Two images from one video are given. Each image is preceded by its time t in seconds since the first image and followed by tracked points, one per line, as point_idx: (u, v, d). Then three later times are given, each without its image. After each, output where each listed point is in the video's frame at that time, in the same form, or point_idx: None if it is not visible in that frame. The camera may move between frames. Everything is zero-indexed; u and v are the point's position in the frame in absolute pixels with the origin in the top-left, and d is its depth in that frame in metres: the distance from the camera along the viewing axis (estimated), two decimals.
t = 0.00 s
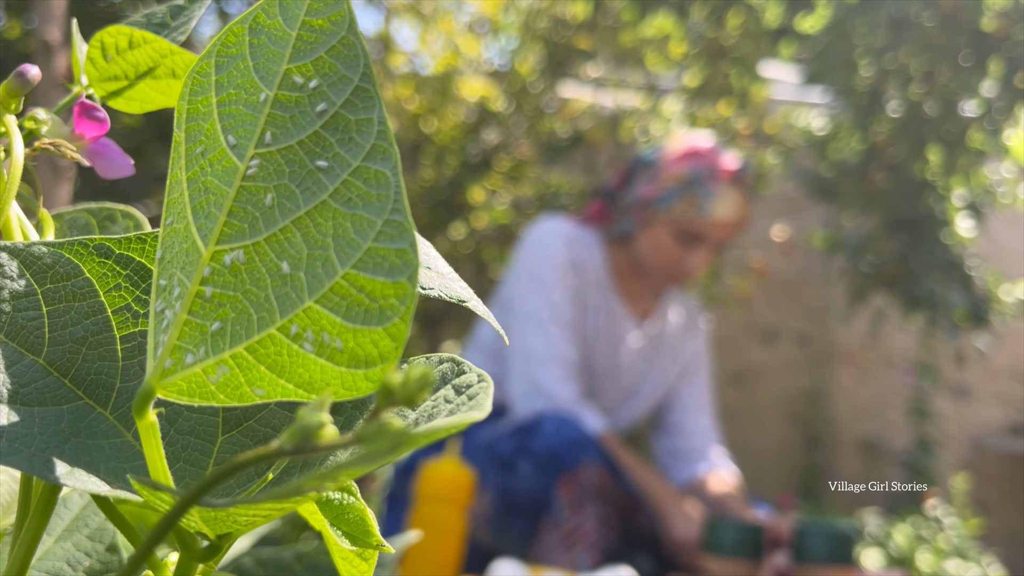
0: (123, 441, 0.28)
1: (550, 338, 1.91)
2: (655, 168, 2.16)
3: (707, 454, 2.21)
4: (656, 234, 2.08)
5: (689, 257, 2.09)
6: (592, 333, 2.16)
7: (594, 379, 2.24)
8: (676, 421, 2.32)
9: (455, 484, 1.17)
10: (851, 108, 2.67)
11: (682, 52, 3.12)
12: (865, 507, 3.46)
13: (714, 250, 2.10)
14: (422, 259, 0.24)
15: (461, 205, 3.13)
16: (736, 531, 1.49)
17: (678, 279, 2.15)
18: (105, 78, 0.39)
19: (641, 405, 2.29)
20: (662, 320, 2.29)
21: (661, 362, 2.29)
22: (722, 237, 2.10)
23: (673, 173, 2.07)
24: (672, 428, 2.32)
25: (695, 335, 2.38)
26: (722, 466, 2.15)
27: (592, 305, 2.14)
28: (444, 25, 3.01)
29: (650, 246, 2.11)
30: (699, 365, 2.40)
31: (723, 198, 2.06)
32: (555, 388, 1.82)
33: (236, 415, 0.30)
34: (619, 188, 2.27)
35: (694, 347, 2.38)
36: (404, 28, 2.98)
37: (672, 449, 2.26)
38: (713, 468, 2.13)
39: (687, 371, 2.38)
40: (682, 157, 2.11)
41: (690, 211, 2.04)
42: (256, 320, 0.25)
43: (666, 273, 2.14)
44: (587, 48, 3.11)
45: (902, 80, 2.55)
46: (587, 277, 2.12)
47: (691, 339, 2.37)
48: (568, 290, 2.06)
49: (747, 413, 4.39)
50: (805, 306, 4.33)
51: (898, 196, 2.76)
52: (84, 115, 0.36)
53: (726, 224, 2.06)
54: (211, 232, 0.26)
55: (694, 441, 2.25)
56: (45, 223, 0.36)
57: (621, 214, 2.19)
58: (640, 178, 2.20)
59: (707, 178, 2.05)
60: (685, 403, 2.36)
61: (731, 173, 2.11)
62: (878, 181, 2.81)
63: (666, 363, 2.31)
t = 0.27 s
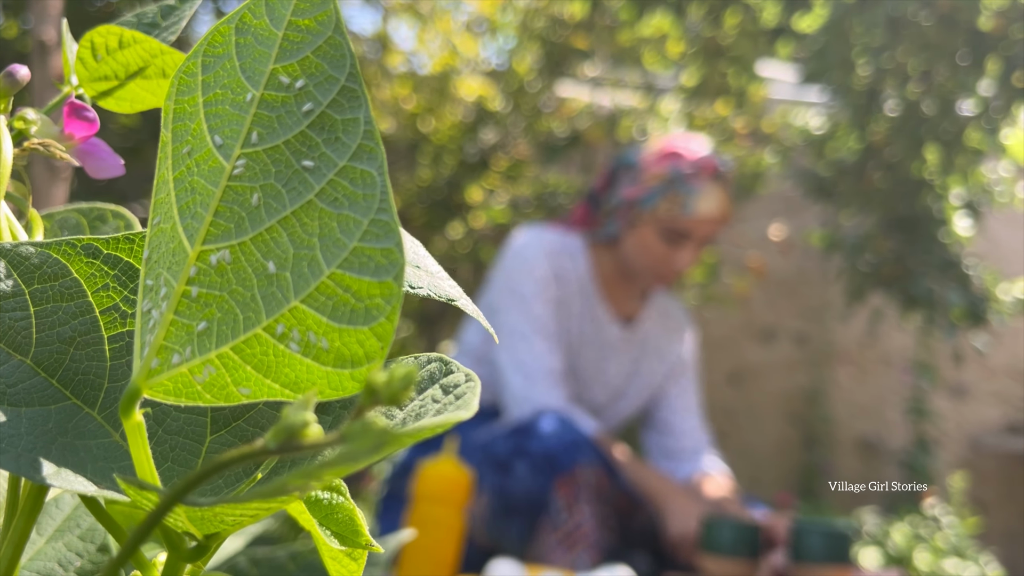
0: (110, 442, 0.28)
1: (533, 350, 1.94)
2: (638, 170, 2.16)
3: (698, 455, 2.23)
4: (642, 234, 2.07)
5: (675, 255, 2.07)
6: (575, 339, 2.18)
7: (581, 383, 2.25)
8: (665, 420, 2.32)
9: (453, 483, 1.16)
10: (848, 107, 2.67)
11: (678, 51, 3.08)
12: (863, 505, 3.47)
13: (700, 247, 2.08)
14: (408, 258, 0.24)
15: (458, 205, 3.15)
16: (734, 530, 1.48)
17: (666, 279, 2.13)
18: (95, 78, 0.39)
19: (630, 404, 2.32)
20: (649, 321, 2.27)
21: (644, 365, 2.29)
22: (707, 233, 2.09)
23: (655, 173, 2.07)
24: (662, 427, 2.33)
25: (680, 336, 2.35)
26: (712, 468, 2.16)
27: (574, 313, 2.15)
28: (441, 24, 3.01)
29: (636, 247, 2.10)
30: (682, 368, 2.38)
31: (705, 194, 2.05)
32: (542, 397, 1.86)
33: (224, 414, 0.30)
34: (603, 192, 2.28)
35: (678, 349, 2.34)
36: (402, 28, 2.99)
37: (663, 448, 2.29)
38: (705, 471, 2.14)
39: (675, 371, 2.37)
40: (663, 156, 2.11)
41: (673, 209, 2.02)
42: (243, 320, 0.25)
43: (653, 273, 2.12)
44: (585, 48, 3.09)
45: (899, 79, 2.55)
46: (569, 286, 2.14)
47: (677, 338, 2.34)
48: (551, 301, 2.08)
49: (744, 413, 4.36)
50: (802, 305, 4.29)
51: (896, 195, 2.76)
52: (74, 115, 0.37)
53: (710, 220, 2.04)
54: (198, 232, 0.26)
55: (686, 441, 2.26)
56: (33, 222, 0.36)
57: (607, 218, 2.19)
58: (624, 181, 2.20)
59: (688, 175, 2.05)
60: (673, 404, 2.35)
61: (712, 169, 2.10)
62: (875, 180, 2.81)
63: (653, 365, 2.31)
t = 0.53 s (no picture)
0: (102, 439, 0.28)
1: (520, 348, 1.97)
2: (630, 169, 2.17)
3: (694, 454, 2.22)
4: (634, 233, 2.08)
5: (666, 255, 2.09)
6: (565, 337, 2.17)
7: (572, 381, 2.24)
8: (660, 420, 2.31)
9: (449, 479, 1.16)
10: (843, 107, 2.68)
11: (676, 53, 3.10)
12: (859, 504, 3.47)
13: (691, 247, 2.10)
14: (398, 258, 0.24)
15: (456, 204, 3.11)
16: (729, 526, 1.47)
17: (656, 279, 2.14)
18: (90, 79, 0.39)
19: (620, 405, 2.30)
20: (641, 321, 2.27)
21: (637, 364, 2.28)
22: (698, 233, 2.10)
23: (647, 172, 2.08)
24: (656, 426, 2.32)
25: (673, 336, 2.35)
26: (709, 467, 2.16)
27: (564, 312, 2.16)
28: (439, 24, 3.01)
29: (628, 246, 2.11)
30: (677, 368, 2.37)
31: (698, 194, 2.07)
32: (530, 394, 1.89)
33: (218, 414, 0.30)
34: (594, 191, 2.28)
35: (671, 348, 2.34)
36: (399, 28, 3.01)
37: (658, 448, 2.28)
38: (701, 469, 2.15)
39: (668, 371, 2.36)
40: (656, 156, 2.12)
41: (665, 209, 2.04)
42: (235, 320, 0.26)
43: (644, 273, 2.13)
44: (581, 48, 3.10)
45: (895, 79, 2.56)
46: (556, 286, 2.15)
47: (669, 339, 2.34)
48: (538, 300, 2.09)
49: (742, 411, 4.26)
50: (802, 304, 4.31)
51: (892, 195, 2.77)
52: (68, 116, 0.37)
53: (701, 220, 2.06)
54: (191, 231, 0.26)
55: (681, 441, 2.25)
56: (28, 223, 0.36)
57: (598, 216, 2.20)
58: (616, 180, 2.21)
59: (681, 175, 2.06)
60: (669, 404, 2.33)
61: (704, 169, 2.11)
62: (872, 180, 2.81)
63: (646, 365, 2.30)
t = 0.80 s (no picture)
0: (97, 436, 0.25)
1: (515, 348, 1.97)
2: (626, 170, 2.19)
3: (691, 452, 2.23)
4: (629, 233, 2.10)
5: (661, 257, 2.10)
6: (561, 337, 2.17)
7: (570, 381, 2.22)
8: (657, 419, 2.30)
9: (450, 477, 1.15)
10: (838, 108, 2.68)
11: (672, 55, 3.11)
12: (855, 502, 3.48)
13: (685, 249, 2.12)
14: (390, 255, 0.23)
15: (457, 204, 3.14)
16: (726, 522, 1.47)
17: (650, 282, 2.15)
18: (86, 80, 0.39)
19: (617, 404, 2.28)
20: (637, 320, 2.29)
21: (633, 361, 2.28)
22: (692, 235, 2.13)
23: (644, 173, 2.11)
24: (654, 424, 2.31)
25: (671, 337, 2.37)
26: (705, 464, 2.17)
27: (560, 311, 2.16)
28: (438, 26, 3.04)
29: (622, 246, 2.12)
30: (677, 365, 2.38)
31: (693, 197, 2.09)
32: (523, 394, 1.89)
33: (213, 411, 0.30)
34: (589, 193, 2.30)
35: (670, 346, 2.36)
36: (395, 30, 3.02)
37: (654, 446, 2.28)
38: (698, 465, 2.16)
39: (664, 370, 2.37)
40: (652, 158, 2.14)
41: (661, 210, 2.06)
42: (229, 321, 0.23)
43: (638, 275, 2.13)
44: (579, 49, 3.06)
45: (890, 80, 2.56)
46: (551, 285, 2.14)
47: (667, 338, 2.36)
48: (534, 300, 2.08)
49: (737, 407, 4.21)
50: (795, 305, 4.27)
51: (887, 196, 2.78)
52: (65, 115, 0.37)
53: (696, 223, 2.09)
54: (184, 227, 0.23)
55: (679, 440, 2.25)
56: (22, 222, 0.36)
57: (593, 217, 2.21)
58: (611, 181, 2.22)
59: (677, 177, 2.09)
60: (666, 403, 2.33)
61: (699, 173, 2.14)
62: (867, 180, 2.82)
63: (643, 364, 2.30)
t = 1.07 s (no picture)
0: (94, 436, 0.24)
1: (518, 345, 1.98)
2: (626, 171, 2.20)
3: (688, 449, 2.24)
4: (630, 233, 2.10)
5: (661, 258, 2.11)
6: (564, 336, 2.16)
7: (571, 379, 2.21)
8: (654, 418, 2.31)
9: (450, 478, 1.14)
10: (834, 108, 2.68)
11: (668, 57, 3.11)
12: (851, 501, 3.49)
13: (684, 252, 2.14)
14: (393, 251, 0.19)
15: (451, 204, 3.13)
16: (721, 518, 1.47)
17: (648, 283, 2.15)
18: (85, 81, 0.39)
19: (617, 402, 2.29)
20: (637, 318, 2.29)
21: (633, 360, 2.29)
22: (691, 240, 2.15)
23: (646, 176, 2.12)
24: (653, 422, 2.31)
25: (669, 335, 2.38)
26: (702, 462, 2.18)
27: (563, 310, 2.15)
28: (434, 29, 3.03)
29: (623, 246, 2.12)
30: (676, 364, 2.39)
31: (693, 201, 2.12)
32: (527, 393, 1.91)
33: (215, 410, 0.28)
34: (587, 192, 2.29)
35: (669, 346, 2.37)
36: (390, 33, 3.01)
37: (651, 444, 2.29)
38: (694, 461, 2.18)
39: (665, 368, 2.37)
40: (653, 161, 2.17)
41: (663, 212, 2.08)
42: (222, 319, 0.19)
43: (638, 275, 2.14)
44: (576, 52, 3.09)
45: (885, 79, 2.56)
46: (554, 283, 2.14)
47: (666, 336, 2.37)
48: (536, 298, 2.08)
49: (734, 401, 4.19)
50: (791, 302, 4.29)
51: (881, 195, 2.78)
52: (63, 116, 0.37)
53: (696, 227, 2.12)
54: (180, 219, 0.19)
55: (675, 438, 2.26)
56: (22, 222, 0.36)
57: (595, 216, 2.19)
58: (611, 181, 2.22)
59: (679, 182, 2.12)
60: (665, 399, 2.34)
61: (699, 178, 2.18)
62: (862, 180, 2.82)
63: (643, 361, 2.32)
